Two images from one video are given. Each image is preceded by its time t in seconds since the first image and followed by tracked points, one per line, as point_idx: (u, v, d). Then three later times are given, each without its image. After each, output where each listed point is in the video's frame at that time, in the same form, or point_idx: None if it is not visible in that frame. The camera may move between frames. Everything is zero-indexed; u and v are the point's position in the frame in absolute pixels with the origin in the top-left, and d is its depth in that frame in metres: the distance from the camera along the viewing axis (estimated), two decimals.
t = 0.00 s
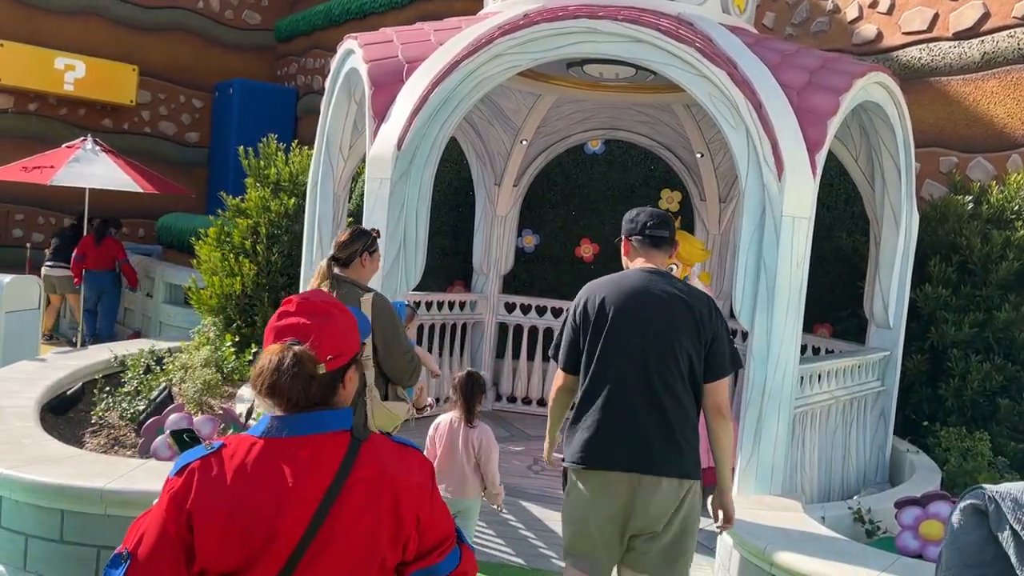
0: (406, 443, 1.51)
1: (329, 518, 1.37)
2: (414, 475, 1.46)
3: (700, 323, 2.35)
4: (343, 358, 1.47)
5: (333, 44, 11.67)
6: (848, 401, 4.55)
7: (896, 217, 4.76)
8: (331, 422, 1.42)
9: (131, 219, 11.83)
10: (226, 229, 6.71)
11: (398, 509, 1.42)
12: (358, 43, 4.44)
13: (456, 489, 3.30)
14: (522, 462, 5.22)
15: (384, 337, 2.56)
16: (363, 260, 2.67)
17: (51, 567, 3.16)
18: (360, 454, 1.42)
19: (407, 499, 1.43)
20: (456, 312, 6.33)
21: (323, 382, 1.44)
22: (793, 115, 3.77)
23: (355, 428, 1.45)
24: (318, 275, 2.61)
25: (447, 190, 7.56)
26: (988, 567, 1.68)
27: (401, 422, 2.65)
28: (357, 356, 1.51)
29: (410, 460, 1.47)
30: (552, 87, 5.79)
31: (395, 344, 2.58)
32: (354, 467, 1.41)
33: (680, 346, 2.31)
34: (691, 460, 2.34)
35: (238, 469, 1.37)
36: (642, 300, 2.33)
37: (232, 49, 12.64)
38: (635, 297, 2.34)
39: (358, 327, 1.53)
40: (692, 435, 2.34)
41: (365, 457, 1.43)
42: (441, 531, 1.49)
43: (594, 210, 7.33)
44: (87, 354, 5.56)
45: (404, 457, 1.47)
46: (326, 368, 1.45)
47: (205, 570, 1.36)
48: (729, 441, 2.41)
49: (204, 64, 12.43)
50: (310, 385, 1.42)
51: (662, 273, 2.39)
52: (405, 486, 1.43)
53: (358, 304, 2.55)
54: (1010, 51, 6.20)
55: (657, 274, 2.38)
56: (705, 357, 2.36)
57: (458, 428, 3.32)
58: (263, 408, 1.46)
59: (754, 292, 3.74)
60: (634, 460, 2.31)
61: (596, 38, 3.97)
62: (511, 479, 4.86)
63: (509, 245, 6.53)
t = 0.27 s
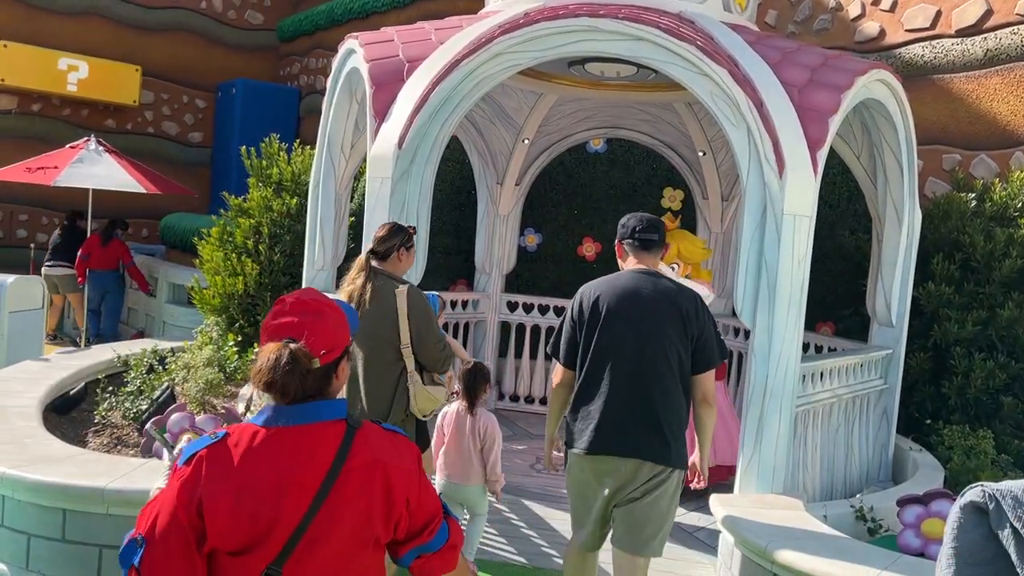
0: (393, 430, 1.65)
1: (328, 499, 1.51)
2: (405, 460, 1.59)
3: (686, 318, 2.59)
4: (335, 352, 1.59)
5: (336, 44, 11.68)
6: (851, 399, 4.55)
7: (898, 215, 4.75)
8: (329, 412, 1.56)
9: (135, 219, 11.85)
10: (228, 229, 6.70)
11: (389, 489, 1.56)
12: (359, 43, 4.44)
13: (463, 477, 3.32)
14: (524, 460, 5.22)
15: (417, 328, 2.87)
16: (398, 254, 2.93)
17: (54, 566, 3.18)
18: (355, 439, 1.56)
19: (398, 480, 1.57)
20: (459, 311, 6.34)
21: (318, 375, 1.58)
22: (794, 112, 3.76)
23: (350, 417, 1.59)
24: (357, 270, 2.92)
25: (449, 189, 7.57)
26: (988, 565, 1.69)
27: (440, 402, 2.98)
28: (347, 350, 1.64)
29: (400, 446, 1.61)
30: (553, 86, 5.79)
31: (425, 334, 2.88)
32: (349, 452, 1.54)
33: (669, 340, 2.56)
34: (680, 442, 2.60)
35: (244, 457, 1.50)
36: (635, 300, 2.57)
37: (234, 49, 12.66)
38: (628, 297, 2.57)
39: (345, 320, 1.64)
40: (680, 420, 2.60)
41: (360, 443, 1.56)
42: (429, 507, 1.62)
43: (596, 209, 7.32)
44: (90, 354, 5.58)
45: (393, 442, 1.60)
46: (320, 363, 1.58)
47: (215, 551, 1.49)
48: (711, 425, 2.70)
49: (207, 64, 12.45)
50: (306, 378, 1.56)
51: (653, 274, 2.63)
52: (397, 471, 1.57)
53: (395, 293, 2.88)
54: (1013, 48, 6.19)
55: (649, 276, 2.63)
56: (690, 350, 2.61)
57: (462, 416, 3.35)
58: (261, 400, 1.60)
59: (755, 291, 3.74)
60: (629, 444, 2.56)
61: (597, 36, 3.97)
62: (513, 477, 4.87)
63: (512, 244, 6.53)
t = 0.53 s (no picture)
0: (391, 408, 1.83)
1: (343, 474, 1.68)
2: (405, 435, 1.79)
3: (667, 308, 2.77)
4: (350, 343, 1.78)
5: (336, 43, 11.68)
6: (851, 397, 4.54)
7: (898, 212, 4.75)
8: (339, 392, 1.73)
9: (136, 219, 11.86)
10: (228, 228, 6.71)
11: (391, 463, 1.76)
12: (357, 41, 4.44)
13: (477, 464, 3.45)
14: (524, 458, 5.23)
15: (451, 324, 2.93)
16: (427, 255, 2.98)
17: (53, 565, 3.18)
18: (363, 419, 1.73)
19: (399, 453, 1.77)
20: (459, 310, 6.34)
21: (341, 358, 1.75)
22: (792, 109, 3.75)
23: (357, 398, 1.76)
24: (388, 271, 2.96)
25: (449, 188, 7.58)
26: (985, 561, 1.69)
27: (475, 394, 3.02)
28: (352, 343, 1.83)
29: (400, 423, 1.80)
30: (552, 84, 5.78)
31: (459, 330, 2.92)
32: (359, 430, 1.72)
33: (649, 328, 2.77)
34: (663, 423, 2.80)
35: (270, 435, 1.64)
36: (616, 292, 2.79)
37: (235, 48, 12.67)
38: (611, 289, 2.80)
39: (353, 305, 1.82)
40: (662, 403, 2.80)
41: (368, 421, 1.74)
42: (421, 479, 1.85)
43: (596, 207, 7.32)
44: (90, 354, 5.58)
45: (395, 420, 1.79)
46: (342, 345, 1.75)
47: (243, 522, 1.64)
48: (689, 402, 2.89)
49: (208, 64, 12.47)
50: (336, 367, 1.72)
51: (636, 266, 2.85)
52: (399, 446, 1.77)
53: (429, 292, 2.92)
54: (1013, 45, 6.18)
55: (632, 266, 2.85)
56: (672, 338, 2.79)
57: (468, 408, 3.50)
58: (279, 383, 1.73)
59: (754, 287, 3.74)
60: (614, 425, 2.79)
61: (594, 34, 3.97)
62: (513, 476, 4.88)
63: (512, 243, 6.53)
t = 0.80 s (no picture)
0: (366, 405, 1.94)
1: (311, 464, 1.79)
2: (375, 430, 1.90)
3: (663, 306, 2.87)
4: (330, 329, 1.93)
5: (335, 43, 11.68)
6: (849, 396, 4.54)
7: (896, 210, 4.75)
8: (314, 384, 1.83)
9: (135, 219, 11.86)
10: (226, 228, 6.71)
11: (359, 457, 1.87)
12: (355, 41, 4.44)
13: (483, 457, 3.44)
14: (523, 458, 5.23)
15: (477, 318, 3.19)
16: (446, 256, 3.20)
17: (50, 565, 3.18)
18: (334, 414, 1.83)
19: (367, 447, 1.88)
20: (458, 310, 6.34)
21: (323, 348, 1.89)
22: (789, 107, 3.75)
23: (330, 391, 1.87)
24: (413, 269, 3.13)
25: (448, 188, 7.58)
26: (981, 560, 1.69)
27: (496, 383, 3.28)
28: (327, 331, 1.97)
29: (371, 419, 1.91)
30: (550, 83, 5.78)
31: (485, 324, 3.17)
32: (330, 424, 1.82)
33: (642, 324, 2.87)
34: (653, 415, 2.91)
35: (244, 420, 1.76)
36: (617, 289, 2.92)
37: (234, 48, 12.67)
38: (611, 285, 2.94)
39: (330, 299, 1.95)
40: (653, 396, 2.91)
41: (339, 414, 1.84)
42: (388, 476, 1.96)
43: (595, 207, 7.32)
44: (88, 354, 5.58)
45: (366, 416, 1.90)
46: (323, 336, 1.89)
47: (214, 502, 1.76)
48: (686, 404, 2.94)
49: (207, 64, 12.47)
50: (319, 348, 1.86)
51: (640, 266, 2.95)
52: (367, 441, 1.88)
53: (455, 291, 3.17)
54: (1011, 43, 6.18)
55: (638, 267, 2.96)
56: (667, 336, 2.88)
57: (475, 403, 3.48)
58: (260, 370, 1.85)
59: (751, 286, 3.74)
60: (604, 414, 2.92)
61: (591, 33, 3.97)
62: (511, 475, 4.88)
63: (510, 242, 6.53)
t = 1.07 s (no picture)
0: (317, 406, 1.83)
1: (229, 452, 1.73)
2: (313, 431, 1.78)
3: (686, 307, 3.03)
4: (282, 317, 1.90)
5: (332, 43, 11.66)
6: (848, 395, 4.53)
7: (894, 209, 4.74)
8: (248, 375, 1.79)
9: (132, 219, 11.84)
10: (224, 228, 6.70)
11: (293, 456, 1.76)
12: (351, 40, 4.43)
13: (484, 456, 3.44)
14: (521, 458, 5.22)
15: (477, 320, 3.25)
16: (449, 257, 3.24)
17: (47, 567, 3.16)
18: (263, 405, 1.76)
19: (298, 447, 1.77)
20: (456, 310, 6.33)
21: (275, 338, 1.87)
22: (787, 106, 3.74)
23: (266, 384, 1.81)
24: (417, 271, 3.17)
25: (446, 188, 7.57)
26: (982, 563, 1.68)
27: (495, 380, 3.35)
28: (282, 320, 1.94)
29: (311, 418, 1.80)
30: (547, 83, 5.76)
31: (486, 324, 3.24)
32: (257, 413, 1.75)
33: (666, 322, 3.02)
34: (674, 406, 3.07)
35: (174, 396, 1.77)
36: (643, 287, 3.06)
37: (231, 48, 12.65)
38: (638, 281, 3.07)
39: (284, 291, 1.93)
40: (673, 388, 3.06)
41: (268, 408, 1.76)
42: (334, 484, 1.83)
43: (593, 206, 7.31)
44: (85, 355, 5.57)
45: (305, 415, 1.79)
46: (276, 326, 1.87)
47: (143, 474, 1.78)
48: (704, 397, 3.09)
49: (204, 64, 12.45)
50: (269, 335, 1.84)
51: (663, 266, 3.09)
52: (299, 440, 1.77)
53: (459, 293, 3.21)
54: (1009, 42, 6.17)
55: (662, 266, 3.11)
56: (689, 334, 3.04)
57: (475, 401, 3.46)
58: (212, 358, 1.85)
59: (750, 286, 3.73)
60: (626, 404, 3.06)
61: (588, 33, 3.96)
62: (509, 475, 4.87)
63: (508, 242, 6.53)
